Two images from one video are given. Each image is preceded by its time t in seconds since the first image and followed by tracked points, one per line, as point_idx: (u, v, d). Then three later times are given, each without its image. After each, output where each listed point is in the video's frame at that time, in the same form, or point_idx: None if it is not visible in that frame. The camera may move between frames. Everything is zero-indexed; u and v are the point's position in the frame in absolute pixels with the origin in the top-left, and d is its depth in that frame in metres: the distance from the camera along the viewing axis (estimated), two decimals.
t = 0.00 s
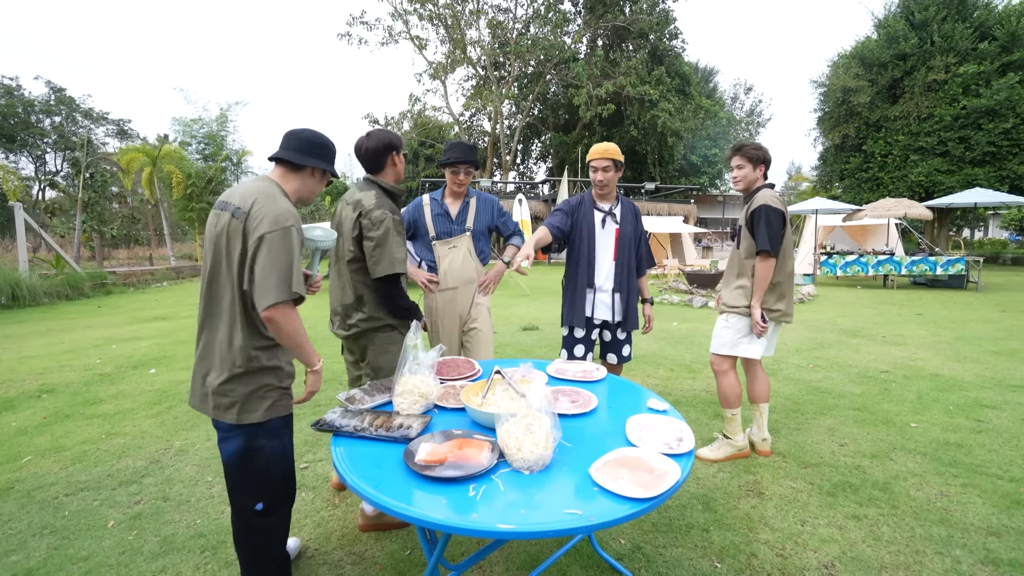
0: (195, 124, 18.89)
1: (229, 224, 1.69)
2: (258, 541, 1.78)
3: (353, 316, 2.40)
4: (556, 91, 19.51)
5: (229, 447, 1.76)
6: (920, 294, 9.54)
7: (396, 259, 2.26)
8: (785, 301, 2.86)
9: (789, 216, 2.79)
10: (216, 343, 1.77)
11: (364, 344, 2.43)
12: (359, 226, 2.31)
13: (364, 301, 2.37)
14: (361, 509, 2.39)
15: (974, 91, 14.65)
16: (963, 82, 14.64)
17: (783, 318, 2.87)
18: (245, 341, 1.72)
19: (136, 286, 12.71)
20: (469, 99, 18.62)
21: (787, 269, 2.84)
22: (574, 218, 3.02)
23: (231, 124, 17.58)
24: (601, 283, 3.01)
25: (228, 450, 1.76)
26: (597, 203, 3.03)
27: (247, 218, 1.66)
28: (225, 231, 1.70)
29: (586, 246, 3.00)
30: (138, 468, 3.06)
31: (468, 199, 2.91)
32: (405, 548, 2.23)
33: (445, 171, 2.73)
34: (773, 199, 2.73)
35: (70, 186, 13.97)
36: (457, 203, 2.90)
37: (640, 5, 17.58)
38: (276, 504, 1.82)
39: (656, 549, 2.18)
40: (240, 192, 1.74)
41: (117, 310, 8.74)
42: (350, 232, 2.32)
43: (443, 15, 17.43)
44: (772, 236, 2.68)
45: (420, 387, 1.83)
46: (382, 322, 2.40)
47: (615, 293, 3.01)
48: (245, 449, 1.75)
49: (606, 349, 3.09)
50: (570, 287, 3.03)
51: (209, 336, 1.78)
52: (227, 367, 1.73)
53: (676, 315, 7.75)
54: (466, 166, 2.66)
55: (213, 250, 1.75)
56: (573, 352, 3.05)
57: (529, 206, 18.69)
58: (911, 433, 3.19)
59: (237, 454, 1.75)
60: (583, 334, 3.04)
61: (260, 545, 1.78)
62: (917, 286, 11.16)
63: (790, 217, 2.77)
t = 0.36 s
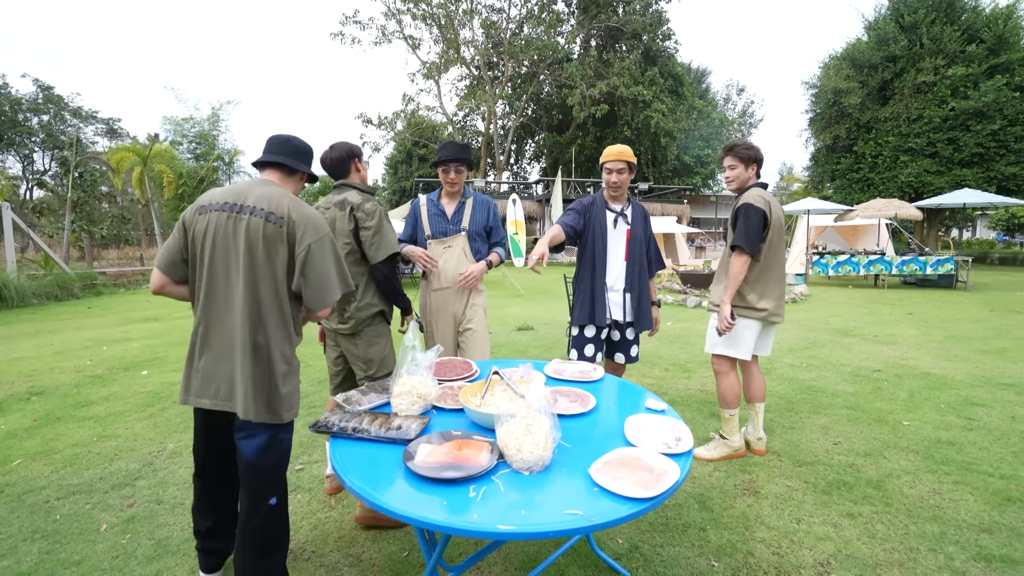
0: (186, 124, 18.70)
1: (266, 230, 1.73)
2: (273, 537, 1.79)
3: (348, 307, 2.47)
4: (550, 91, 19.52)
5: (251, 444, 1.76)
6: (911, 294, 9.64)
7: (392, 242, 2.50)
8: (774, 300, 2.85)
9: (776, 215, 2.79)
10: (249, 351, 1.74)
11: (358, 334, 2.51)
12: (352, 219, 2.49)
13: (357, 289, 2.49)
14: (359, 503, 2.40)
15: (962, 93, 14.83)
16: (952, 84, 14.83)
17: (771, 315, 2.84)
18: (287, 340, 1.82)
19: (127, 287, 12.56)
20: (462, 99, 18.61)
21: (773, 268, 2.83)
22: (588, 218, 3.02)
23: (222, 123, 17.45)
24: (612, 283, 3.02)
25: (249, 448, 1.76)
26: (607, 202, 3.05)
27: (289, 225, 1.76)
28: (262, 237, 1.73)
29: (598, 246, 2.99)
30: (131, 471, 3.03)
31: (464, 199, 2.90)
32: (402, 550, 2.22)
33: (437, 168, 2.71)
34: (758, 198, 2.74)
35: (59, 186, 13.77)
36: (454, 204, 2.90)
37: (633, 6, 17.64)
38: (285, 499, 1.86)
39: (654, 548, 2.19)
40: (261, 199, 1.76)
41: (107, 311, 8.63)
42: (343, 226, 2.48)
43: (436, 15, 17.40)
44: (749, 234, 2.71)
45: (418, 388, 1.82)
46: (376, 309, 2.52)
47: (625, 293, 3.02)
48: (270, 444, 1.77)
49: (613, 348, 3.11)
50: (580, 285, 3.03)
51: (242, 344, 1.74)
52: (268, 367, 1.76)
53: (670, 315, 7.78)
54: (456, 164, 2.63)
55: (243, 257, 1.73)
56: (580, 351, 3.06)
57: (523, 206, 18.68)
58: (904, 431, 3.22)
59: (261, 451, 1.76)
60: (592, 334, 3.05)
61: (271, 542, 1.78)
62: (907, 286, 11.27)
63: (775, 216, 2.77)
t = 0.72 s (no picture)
0: (178, 123, 18.54)
1: (250, 234, 1.84)
2: (283, 515, 1.90)
3: (332, 299, 2.53)
4: (543, 91, 19.56)
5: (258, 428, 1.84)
6: (900, 293, 9.75)
7: (371, 236, 2.52)
8: (765, 300, 2.87)
9: (766, 216, 2.80)
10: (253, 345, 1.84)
11: (342, 326, 2.56)
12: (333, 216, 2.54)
13: (341, 283, 2.54)
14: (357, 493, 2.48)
15: (951, 95, 15.02)
16: (941, 86, 15.01)
17: (759, 314, 2.85)
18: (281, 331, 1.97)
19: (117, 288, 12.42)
20: (456, 99, 18.61)
21: (761, 269, 2.85)
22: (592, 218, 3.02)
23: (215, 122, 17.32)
24: (614, 283, 3.04)
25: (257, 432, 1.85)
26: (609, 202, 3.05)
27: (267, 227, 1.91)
28: (249, 241, 1.83)
29: (603, 247, 3.01)
30: (125, 473, 3.01)
31: (462, 199, 2.89)
32: (401, 550, 2.23)
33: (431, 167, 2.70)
34: (745, 201, 2.77)
35: (47, 185, 13.60)
36: (453, 204, 2.89)
37: (626, 7, 17.74)
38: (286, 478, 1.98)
39: (651, 547, 2.20)
40: (235, 208, 1.85)
41: (98, 312, 8.54)
42: (327, 222, 2.55)
43: (430, 14, 17.38)
44: (731, 238, 2.76)
45: (418, 389, 1.82)
46: (357, 303, 2.55)
47: (627, 293, 3.04)
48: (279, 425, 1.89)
49: (614, 347, 3.13)
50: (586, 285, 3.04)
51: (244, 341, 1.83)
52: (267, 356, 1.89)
53: (664, 315, 7.81)
54: (455, 163, 2.64)
55: (234, 263, 1.81)
56: (584, 350, 3.06)
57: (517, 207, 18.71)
58: (896, 429, 3.26)
59: (270, 432, 1.87)
60: (596, 332, 3.05)
61: (280, 520, 1.89)
62: (897, 285, 11.39)
63: (764, 217, 2.78)
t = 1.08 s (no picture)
0: (168, 122, 18.35)
1: (231, 233, 2.04)
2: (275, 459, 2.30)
3: (325, 301, 2.53)
4: (536, 92, 19.59)
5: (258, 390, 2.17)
6: (889, 293, 9.90)
7: (352, 237, 2.45)
8: (761, 300, 2.91)
9: (763, 217, 2.84)
10: (236, 331, 2.06)
11: (336, 328, 2.56)
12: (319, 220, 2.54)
13: (332, 285, 2.53)
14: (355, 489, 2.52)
15: (938, 97, 15.24)
16: (928, 89, 15.22)
17: (755, 313, 2.89)
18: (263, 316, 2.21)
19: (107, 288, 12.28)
20: (449, 99, 18.61)
21: (758, 270, 2.88)
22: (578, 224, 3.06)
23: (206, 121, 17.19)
24: (607, 284, 3.07)
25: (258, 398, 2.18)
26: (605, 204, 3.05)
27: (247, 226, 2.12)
28: (232, 239, 2.04)
29: (598, 251, 3.03)
30: (120, 475, 2.99)
31: (463, 200, 2.90)
32: (401, 549, 2.23)
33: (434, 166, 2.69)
34: (742, 202, 2.81)
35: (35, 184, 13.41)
36: (454, 205, 2.90)
37: (619, 8, 17.83)
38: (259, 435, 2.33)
39: (649, 545, 2.23)
40: (218, 209, 2.05)
41: (88, 313, 8.45)
42: (314, 226, 2.55)
43: (423, 14, 17.35)
44: (728, 238, 2.81)
45: (419, 389, 1.83)
46: (349, 303, 2.54)
47: (619, 293, 3.08)
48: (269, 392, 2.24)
49: (605, 346, 3.15)
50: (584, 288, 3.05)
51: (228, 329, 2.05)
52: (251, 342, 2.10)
53: (658, 314, 7.87)
54: (462, 164, 2.63)
55: (217, 257, 2.02)
56: (580, 350, 3.08)
57: (510, 207, 18.74)
58: (887, 426, 3.31)
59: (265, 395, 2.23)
60: (589, 332, 3.08)
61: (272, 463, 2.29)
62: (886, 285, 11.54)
63: (762, 219, 2.82)
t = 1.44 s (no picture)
0: (160, 121, 18.17)
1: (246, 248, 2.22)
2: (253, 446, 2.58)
3: (325, 303, 2.54)
4: (531, 92, 19.62)
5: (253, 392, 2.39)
6: (881, 293, 10.01)
7: (334, 246, 2.33)
8: (762, 299, 2.95)
9: (764, 216, 2.88)
10: (236, 336, 2.20)
11: (335, 331, 2.56)
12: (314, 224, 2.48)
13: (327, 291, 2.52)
14: (351, 493, 2.51)
15: (928, 99, 15.41)
16: (918, 91, 15.39)
17: (757, 312, 2.93)
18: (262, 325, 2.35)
19: (98, 289, 12.16)
20: (443, 99, 18.61)
21: (760, 268, 2.92)
22: (552, 223, 3.07)
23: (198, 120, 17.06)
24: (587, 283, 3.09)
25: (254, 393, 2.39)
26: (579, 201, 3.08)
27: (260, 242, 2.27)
28: (245, 253, 2.21)
29: (573, 251, 3.04)
30: (116, 476, 2.97)
31: (474, 200, 2.93)
32: (402, 548, 2.24)
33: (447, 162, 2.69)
34: (745, 201, 2.84)
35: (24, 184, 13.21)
36: (463, 204, 2.91)
37: (613, 9, 17.89)
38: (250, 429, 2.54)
39: (649, 541, 2.25)
40: (236, 225, 2.21)
41: (80, 313, 8.37)
42: (309, 232, 2.52)
43: (417, 14, 17.32)
44: (734, 236, 2.82)
45: (421, 387, 1.83)
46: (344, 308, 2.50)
47: (598, 290, 3.12)
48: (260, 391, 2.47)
49: (586, 342, 3.15)
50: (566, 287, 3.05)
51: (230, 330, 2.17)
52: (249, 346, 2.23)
53: (653, 314, 7.91)
54: (474, 162, 2.64)
55: (230, 268, 2.17)
56: (558, 346, 3.09)
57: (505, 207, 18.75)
58: (881, 424, 3.36)
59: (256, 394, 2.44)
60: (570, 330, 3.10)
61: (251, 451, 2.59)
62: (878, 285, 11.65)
63: (764, 218, 2.86)
